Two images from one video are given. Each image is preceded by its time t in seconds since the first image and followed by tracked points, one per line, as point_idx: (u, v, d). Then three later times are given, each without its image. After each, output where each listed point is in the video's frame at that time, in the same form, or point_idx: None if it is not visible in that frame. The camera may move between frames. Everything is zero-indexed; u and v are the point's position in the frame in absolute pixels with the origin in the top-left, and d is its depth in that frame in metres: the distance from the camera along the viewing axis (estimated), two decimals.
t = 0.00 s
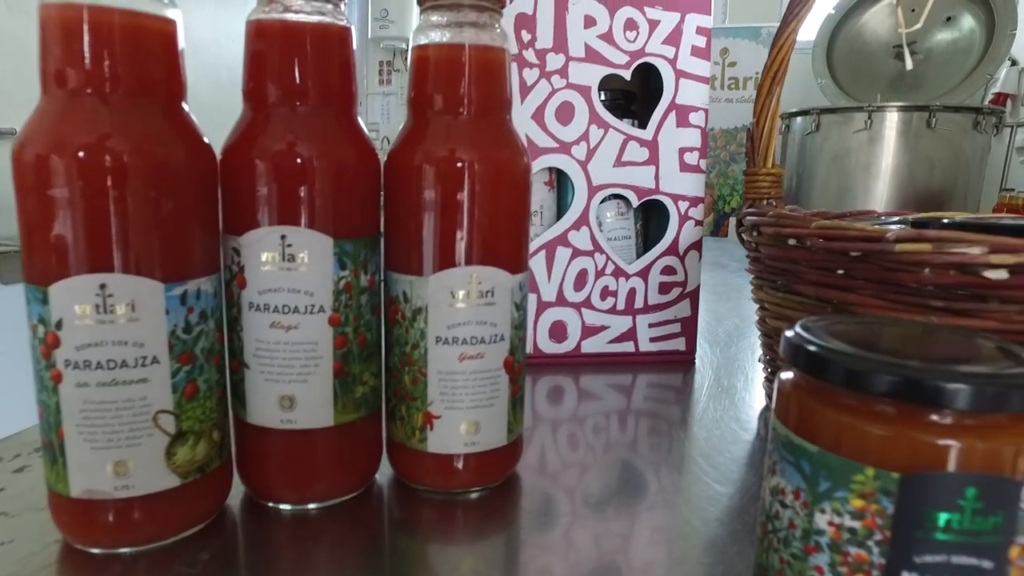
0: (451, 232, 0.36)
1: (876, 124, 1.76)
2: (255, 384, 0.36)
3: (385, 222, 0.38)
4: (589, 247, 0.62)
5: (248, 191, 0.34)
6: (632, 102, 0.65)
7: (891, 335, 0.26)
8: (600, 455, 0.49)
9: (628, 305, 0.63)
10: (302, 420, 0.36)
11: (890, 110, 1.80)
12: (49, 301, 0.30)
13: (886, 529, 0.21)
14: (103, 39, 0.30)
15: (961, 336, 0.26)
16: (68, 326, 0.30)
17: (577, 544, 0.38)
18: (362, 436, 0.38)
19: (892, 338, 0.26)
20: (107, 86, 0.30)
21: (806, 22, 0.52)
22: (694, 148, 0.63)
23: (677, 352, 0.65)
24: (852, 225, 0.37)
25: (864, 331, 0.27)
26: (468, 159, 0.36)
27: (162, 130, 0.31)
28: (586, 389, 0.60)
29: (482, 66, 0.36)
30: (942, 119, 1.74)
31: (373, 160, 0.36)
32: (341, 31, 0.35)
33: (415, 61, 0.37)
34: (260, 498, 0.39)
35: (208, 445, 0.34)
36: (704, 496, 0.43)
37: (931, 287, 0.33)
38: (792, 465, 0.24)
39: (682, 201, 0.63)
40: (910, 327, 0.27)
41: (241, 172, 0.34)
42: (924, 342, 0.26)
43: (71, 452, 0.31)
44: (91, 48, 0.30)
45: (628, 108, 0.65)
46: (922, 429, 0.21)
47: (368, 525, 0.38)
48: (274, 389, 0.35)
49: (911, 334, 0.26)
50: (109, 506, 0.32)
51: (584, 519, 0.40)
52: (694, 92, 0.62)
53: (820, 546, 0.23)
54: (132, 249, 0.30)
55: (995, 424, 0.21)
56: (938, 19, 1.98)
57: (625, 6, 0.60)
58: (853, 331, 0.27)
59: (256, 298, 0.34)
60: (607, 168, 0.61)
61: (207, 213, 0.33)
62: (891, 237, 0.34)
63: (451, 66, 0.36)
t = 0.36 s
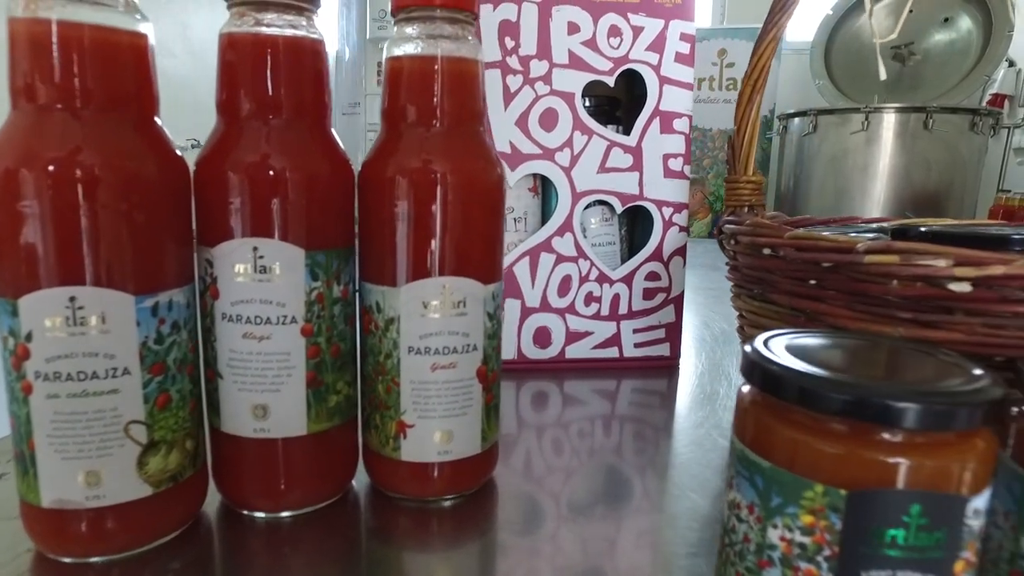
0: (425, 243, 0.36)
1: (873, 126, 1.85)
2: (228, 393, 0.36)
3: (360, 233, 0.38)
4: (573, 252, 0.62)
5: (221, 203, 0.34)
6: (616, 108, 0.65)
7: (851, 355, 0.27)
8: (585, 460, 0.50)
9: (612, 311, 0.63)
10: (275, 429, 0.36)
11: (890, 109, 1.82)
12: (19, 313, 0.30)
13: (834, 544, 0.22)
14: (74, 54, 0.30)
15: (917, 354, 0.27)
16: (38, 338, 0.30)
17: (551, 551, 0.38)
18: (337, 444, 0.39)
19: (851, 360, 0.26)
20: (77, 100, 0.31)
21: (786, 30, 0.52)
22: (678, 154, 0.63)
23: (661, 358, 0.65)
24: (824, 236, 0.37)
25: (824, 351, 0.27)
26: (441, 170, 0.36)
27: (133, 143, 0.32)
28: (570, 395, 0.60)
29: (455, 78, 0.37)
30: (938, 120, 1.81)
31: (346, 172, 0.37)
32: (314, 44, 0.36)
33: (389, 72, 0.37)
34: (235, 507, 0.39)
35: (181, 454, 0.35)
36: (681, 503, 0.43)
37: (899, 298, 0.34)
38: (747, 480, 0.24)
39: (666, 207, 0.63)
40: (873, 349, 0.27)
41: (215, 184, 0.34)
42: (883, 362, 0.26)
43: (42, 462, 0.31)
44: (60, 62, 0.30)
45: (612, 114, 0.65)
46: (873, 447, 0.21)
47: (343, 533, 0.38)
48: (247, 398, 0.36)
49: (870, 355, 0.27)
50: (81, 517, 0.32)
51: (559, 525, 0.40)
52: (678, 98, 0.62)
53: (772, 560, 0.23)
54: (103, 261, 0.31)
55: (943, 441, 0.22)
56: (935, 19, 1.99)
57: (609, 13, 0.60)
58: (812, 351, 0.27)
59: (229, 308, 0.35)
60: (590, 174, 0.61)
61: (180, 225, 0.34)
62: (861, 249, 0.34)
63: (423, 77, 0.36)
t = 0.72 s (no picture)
0: (397, 254, 0.37)
1: (870, 126, 1.86)
2: (204, 400, 0.37)
3: (335, 243, 0.39)
4: (555, 258, 0.63)
5: (196, 215, 0.35)
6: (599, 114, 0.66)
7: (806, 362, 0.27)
8: (568, 463, 0.50)
9: (595, 316, 0.64)
10: (250, 434, 0.37)
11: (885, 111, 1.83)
12: None
13: (774, 553, 0.23)
14: (49, 70, 0.31)
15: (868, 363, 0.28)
16: (13, 347, 0.31)
17: (522, 553, 0.39)
18: (314, 448, 0.40)
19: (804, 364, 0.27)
20: (52, 115, 0.31)
21: (763, 39, 0.52)
22: (659, 160, 0.63)
23: (644, 362, 0.66)
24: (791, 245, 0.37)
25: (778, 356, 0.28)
26: (412, 182, 0.37)
27: (109, 157, 0.32)
28: (553, 399, 0.61)
29: (427, 90, 0.38)
30: (934, 122, 1.82)
31: (319, 184, 0.38)
32: (287, 58, 0.37)
33: (362, 84, 0.38)
34: (212, 510, 0.40)
35: (157, 460, 0.35)
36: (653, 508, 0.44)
37: (861, 307, 0.34)
38: (697, 487, 0.25)
39: (648, 213, 0.64)
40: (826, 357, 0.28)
41: (190, 196, 0.35)
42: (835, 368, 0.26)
43: (18, 468, 0.32)
44: (35, 78, 0.31)
45: (595, 119, 0.65)
46: (817, 459, 0.22)
47: (317, 537, 0.39)
48: (223, 405, 0.37)
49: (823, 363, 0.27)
50: (57, 522, 0.33)
51: (532, 529, 0.41)
52: (660, 105, 0.63)
53: (718, 566, 0.24)
54: (78, 271, 0.31)
55: (881, 453, 0.22)
56: (931, 23, 1.98)
57: (590, 20, 0.61)
58: (767, 356, 0.27)
59: (204, 317, 0.36)
60: (572, 180, 0.62)
61: (156, 236, 0.35)
62: (824, 259, 0.34)
63: (395, 90, 0.37)
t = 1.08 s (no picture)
0: (371, 268, 0.38)
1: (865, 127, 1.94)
2: (180, 412, 0.38)
3: (310, 257, 0.40)
4: (537, 266, 0.63)
5: (171, 230, 0.36)
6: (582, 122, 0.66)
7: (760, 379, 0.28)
8: (552, 468, 0.51)
9: (577, 323, 0.64)
10: (225, 446, 0.38)
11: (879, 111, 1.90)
12: None
13: (721, 569, 0.23)
14: (22, 90, 0.32)
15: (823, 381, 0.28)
16: None
17: (494, 561, 0.39)
18: (290, 458, 0.40)
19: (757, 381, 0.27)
20: (25, 134, 0.32)
21: (740, 51, 0.53)
22: (641, 168, 0.64)
23: (626, 369, 0.66)
24: (760, 258, 0.38)
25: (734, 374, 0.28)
26: (385, 197, 0.37)
27: (83, 174, 0.33)
28: (536, 405, 0.61)
29: (400, 105, 0.38)
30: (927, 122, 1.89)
31: (294, 198, 0.39)
32: (261, 74, 0.37)
33: (336, 99, 0.39)
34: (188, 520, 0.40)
35: (131, 472, 0.36)
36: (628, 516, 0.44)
37: (825, 322, 0.34)
38: (650, 505, 0.25)
39: (630, 221, 0.64)
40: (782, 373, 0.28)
41: (164, 211, 0.36)
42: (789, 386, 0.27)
43: None
44: (8, 98, 0.31)
45: (578, 127, 0.66)
46: (766, 480, 0.23)
47: (293, 546, 0.39)
48: (198, 417, 0.37)
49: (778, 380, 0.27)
50: (30, 535, 0.33)
51: (505, 536, 0.42)
52: (641, 114, 0.63)
53: None
54: (53, 288, 0.32)
55: (827, 473, 0.23)
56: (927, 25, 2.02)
57: (572, 30, 0.61)
58: (721, 374, 0.28)
59: (179, 330, 0.36)
60: (554, 189, 0.63)
61: (131, 252, 0.35)
62: (790, 273, 0.35)
63: (368, 106, 0.38)
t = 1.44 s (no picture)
0: (348, 284, 0.39)
1: (858, 130, 1.99)
2: (160, 426, 0.38)
3: (289, 274, 0.41)
4: (520, 275, 0.64)
5: (151, 249, 0.37)
6: (565, 133, 0.67)
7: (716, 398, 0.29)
8: (536, 474, 0.52)
9: (559, 332, 0.65)
10: (205, 458, 0.39)
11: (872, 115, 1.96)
12: None
13: None
14: (4, 115, 0.32)
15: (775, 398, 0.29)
16: None
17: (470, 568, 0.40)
18: (270, 469, 0.41)
19: (711, 402, 0.28)
20: (7, 157, 0.33)
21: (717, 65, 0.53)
22: (622, 179, 0.65)
23: (608, 376, 0.67)
24: (727, 275, 0.39)
25: (690, 394, 0.29)
26: (362, 216, 0.39)
27: (63, 196, 0.34)
28: (519, 413, 0.62)
29: (375, 125, 0.40)
30: (920, 125, 1.96)
31: (272, 216, 0.40)
32: (240, 95, 0.38)
33: (313, 119, 0.40)
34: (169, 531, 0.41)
35: (111, 485, 0.37)
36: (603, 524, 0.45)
37: (788, 339, 0.35)
38: (606, 521, 0.26)
39: (612, 231, 0.65)
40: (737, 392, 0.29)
41: (144, 230, 0.37)
42: (742, 407, 0.28)
43: None
44: None
45: (561, 138, 0.67)
46: (715, 500, 0.24)
47: (273, 555, 0.40)
48: (178, 430, 0.38)
49: (731, 399, 0.28)
50: (11, 547, 0.34)
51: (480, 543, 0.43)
52: (622, 126, 0.64)
53: None
54: (33, 307, 0.33)
55: (773, 492, 0.24)
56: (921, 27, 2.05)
57: (554, 42, 0.62)
58: (679, 393, 0.29)
59: (159, 346, 0.37)
60: (536, 200, 0.63)
61: (112, 270, 0.36)
62: (755, 290, 0.36)
63: (345, 127, 0.39)
